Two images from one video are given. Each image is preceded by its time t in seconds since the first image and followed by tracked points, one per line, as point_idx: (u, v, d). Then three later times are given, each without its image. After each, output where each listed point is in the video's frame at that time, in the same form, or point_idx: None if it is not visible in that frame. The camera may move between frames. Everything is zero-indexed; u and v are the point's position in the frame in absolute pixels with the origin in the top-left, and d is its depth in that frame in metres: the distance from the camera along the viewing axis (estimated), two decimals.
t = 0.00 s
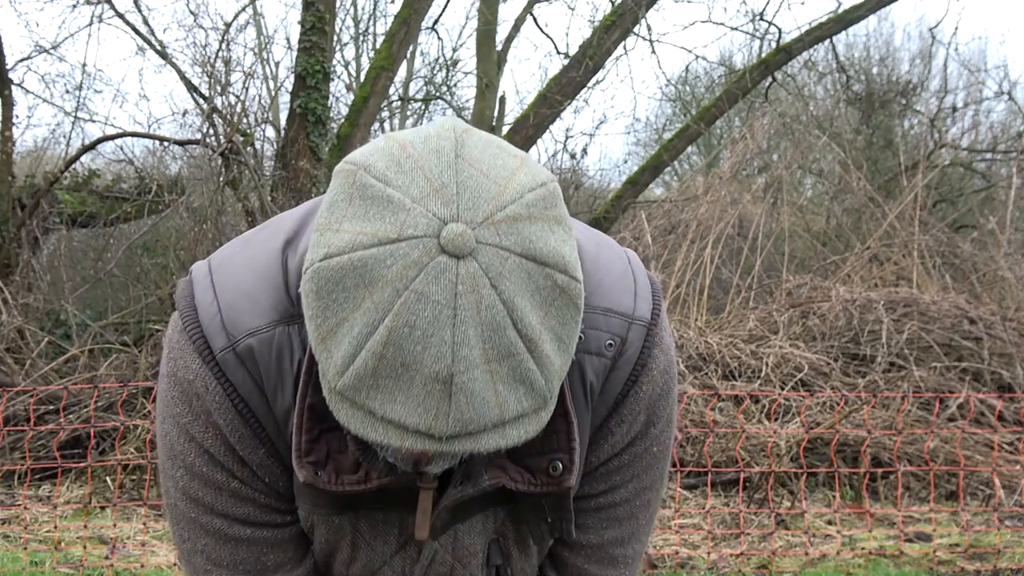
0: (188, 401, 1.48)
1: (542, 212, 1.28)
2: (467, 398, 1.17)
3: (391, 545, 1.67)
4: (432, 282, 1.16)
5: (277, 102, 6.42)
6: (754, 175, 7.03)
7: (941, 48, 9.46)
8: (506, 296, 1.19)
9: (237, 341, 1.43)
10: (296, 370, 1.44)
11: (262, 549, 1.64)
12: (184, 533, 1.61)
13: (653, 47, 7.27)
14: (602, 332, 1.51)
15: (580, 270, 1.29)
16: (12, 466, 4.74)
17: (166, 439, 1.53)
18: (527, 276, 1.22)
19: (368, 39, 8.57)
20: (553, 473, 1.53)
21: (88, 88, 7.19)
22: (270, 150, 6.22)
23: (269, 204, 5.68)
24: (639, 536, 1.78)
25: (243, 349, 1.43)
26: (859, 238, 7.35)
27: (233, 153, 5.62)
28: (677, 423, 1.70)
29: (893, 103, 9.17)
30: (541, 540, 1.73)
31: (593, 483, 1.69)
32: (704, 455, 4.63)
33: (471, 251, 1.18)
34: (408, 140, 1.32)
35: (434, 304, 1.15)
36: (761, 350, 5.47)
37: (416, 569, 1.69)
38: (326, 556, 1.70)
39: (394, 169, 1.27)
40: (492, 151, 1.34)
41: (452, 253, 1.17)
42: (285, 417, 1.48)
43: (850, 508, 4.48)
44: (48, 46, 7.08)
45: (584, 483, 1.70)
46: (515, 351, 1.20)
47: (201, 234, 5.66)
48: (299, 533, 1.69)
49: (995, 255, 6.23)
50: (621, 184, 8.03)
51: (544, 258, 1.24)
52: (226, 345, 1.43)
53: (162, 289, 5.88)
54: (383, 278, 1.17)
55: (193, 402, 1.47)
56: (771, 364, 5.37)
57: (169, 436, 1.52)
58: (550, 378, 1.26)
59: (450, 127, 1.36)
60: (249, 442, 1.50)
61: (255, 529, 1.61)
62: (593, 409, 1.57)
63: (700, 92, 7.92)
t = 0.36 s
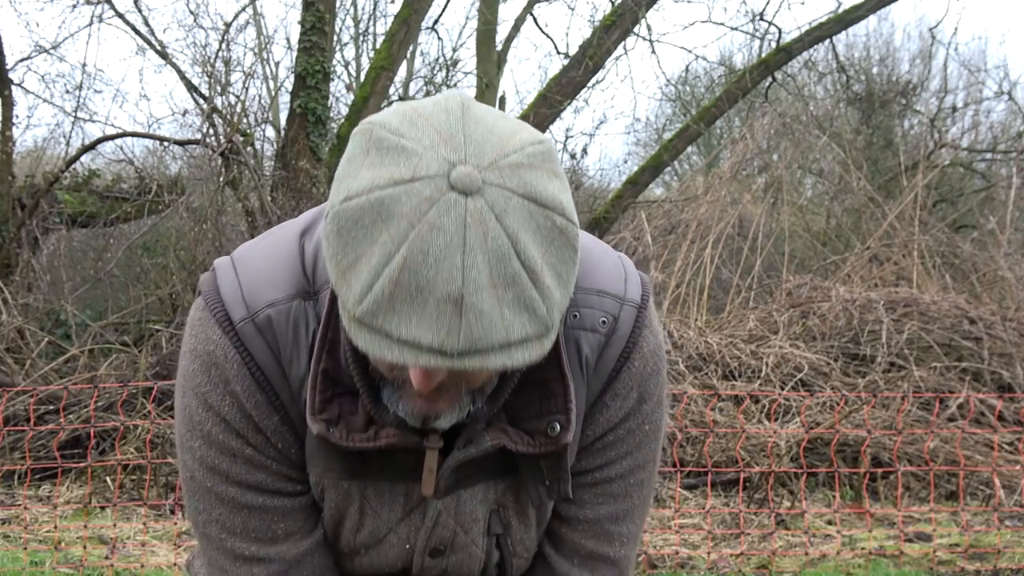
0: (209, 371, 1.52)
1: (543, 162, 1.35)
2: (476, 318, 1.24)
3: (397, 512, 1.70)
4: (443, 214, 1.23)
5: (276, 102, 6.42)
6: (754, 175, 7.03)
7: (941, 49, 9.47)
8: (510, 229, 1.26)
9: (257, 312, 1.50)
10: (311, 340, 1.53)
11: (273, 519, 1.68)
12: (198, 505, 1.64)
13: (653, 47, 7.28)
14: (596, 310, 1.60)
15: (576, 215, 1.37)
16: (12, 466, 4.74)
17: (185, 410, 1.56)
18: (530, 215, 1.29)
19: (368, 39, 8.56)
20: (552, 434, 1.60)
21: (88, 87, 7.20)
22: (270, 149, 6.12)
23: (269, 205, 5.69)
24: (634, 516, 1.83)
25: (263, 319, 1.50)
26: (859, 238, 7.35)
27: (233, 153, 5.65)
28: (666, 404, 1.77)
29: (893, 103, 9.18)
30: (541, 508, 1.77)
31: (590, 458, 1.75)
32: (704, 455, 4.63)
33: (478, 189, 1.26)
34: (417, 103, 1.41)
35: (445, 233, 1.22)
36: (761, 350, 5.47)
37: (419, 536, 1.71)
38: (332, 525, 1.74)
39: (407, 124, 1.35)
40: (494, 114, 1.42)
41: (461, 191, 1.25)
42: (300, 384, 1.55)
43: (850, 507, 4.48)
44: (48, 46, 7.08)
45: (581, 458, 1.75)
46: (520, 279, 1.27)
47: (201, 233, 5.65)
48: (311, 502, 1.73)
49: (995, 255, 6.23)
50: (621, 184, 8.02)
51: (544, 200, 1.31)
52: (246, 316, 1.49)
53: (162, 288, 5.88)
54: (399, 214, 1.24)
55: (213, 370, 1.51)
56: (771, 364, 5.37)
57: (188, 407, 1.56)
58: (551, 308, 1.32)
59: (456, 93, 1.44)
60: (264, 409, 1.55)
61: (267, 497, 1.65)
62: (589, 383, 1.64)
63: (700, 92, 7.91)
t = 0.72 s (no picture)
0: (220, 329, 1.66)
1: (526, 80, 1.55)
2: (474, 174, 1.38)
3: (400, 459, 1.75)
4: (442, 96, 1.41)
5: (276, 102, 6.42)
6: (754, 175, 7.02)
7: (941, 48, 9.48)
8: (501, 112, 1.44)
9: (266, 275, 1.67)
10: (317, 298, 1.69)
11: (274, 474, 1.75)
12: (202, 464, 1.73)
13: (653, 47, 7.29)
14: (582, 273, 1.79)
15: (558, 122, 1.56)
16: (12, 466, 4.74)
17: (196, 369, 1.69)
18: (518, 106, 1.47)
19: (368, 39, 8.56)
20: (544, 368, 1.70)
21: (88, 88, 7.19)
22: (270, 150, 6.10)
23: (269, 205, 5.70)
24: (634, 473, 1.88)
25: (271, 280, 1.67)
26: (859, 238, 7.34)
27: (233, 153, 5.67)
28: (655, 366, 1.88)
29: (893, 103, 9.18)
30: (539, 455, 1.81)
31: (587, 414, 1.84)
32: (704, 455, 4.63)
33: (472, 82, 1.45)
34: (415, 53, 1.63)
35: (443, 108, 1.40)
36: (761, 350, 5.48)
37: (422, 480, 1.75)
38: (336, 478, 1.78)
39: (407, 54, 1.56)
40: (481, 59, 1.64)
41: (456, 83, 1.43)
42: (305, 337, 1.68)
43: (850, 507, 4.48)
44: (48, 46, 7.08)
45: (578, 414, 1.84)
46: (511, 151, 1.43)
47: (201, 233, 5.66)
48: (315, 460, 1.80)
49: (995, 255, 6.23)
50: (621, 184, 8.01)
51: (530, 99, 1.50)
52: (255, 278, 1.67)
53: (163, 288, 5.88)
54: (403, 101, 1.43)
55: (225, 327, 1.66)
56: (771, 364, 5.37)
57: (199, 366, 1.69)
58: (541, 183, 1.47)
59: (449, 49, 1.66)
60: (271, 360, 1.67)
61: (269, 451, 1.73)
62: (581, 338, 1.78)
63: (700, 91, 7.91)
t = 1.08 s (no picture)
0: (218, 258, 1.78)
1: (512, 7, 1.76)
2: (465, 69, 1.58)
3: (394, 380, 1.78)
4: (434, 8, 1.62)
5: (277, 102, 6.42)
6: (754, 175, 7.02)
7: (941, 48, 9.47)
8: (489, 23, 1.64)
9: (263, 208, 1.80)
10: (311, 229, 1.81)
11: (255, 400, 1.78)
12: (190, 392, 1.79)
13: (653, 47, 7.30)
14: (572, 217, 1.90)
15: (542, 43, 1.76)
16: (12, 466, 4.74)
17: (192, 299, 1.80)
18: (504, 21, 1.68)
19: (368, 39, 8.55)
20: (530, 286, 1.78)
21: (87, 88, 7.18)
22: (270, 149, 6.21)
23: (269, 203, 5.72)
24: (630, 412, 1.93)
25: (267, 212, 1.80)
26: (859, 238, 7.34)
27: (233, 153, 5.72)
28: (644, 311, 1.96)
29: (893, 103, 9.19)
30: (531, 380, 1.84)
31: (581, 348, 1.90)
32: (704, 456, 4.63)
33: None
34: None
35: (437, 17, 1.61)
36: (761, 350, 5.48)
37: (415, 399, 1.77)
38: (327, 402, 1.79)
39: None
40: None
41: None
42: (297, 263, 1.78)
43: (850, 508, 4.48)
44: (48, 46, 7.09)
45: (572, 349, 1.90)
46: (499, 55, 1.62)
47: (201, 233, 5.66)
48: (301, 393, 1.82)
49: (995, 255, 6.23)
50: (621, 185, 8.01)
51: (516, 18, 1.70)
52: (252, 210, 1.80)
53: (163, 289, 5.88)
54: (399, 14, 1.64)
55: (223, 255, 1.78)
56: (771, 364, 5.38)
57: (195, 296, 1.80)
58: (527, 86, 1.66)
59: None
60: (261, 283, 1.76)
61: (251, 378, 1.78)
62: (573, 274, 1.87)
63: (700, 92, 7.91)
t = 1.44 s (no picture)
0: (214, 268, 1.90)
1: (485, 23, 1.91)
2: (443, 75, 1.70)
3: (383, 374, 1.86)
4: (412, 22, 1.76)
5: (276, 102, 6.42)
6: (754, 175, 7.02)
7: (941, 48, 9.46)
8: (463, 35, 1.78)
9: (255, 221, 1.95)
10: (300, 238, 1.95)
11: (255, 394, 1.86)
12: (192, 393, 1.87)
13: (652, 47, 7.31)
14: (551, 221, 2.03)
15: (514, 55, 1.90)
16: (13, 465, 4.74)
17: (191, 307, 1.91)
18: (478, 34, 1.82)
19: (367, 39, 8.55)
20: (512, 281, 1.89)
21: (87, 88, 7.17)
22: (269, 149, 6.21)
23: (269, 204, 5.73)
24: (610, 405, 2.00)
25: (259, 224, 1.94)
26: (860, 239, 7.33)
27: (233, 153, 5.77)
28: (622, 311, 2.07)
29: (893, 103, 9.19)
30: (514, 372, 1.92)
31: (560, 341, 1.99)
32: (704, 455, 4.63)
33: (437, 15, 1.80)
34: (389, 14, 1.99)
35: (415, 29, 1.75)
36: (761, 350, 5.48)
37: (403, 390, 1.85)
38: (320, 396, 1.87)
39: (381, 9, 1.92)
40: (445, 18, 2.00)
41: (424, 13, 1.79)
42: (289, 269, 1.91)
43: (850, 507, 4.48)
44: (48, 46, 7.08)
45: (552, 343, 1.99)
46: (474, 63, 1.76)
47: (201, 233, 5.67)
48: (298, 390, 1.91)
49: (995, 256, 6.22)
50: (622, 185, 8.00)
51: (489, 32, 1.85)
52: (245, 223, 1.94)
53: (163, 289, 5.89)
54: (380, 29, 1.78)
55: (219, 264, 1.90)
56: (771, 364, 5.38)
57: (194, 303, 1.91)
58: (502, 90, 1.78)
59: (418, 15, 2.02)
60: (255, 287, 1.88)
61: (252, 373, 1.87)
62: (551, 274, 1.98)
63: (700, 92, 7.93)
